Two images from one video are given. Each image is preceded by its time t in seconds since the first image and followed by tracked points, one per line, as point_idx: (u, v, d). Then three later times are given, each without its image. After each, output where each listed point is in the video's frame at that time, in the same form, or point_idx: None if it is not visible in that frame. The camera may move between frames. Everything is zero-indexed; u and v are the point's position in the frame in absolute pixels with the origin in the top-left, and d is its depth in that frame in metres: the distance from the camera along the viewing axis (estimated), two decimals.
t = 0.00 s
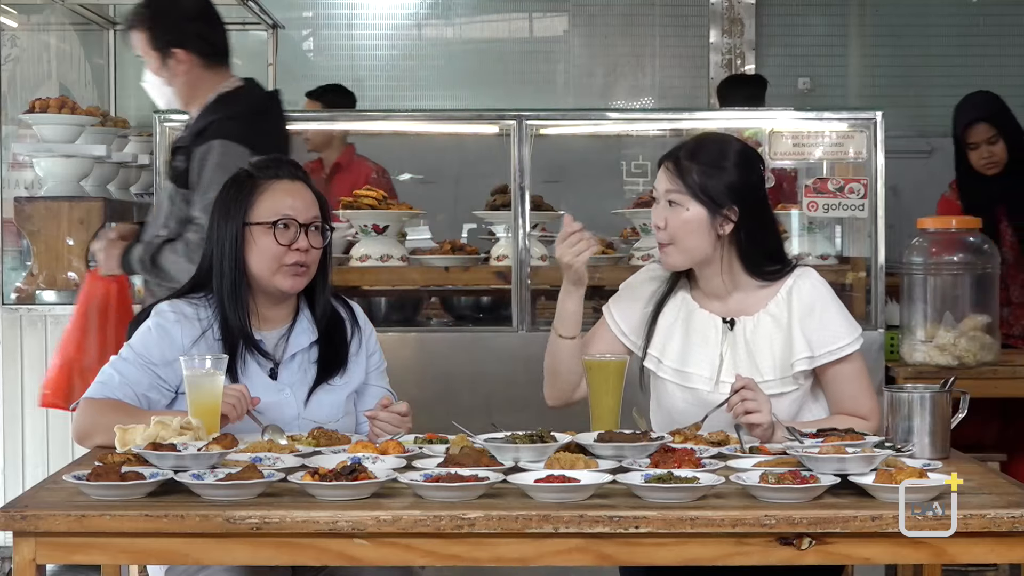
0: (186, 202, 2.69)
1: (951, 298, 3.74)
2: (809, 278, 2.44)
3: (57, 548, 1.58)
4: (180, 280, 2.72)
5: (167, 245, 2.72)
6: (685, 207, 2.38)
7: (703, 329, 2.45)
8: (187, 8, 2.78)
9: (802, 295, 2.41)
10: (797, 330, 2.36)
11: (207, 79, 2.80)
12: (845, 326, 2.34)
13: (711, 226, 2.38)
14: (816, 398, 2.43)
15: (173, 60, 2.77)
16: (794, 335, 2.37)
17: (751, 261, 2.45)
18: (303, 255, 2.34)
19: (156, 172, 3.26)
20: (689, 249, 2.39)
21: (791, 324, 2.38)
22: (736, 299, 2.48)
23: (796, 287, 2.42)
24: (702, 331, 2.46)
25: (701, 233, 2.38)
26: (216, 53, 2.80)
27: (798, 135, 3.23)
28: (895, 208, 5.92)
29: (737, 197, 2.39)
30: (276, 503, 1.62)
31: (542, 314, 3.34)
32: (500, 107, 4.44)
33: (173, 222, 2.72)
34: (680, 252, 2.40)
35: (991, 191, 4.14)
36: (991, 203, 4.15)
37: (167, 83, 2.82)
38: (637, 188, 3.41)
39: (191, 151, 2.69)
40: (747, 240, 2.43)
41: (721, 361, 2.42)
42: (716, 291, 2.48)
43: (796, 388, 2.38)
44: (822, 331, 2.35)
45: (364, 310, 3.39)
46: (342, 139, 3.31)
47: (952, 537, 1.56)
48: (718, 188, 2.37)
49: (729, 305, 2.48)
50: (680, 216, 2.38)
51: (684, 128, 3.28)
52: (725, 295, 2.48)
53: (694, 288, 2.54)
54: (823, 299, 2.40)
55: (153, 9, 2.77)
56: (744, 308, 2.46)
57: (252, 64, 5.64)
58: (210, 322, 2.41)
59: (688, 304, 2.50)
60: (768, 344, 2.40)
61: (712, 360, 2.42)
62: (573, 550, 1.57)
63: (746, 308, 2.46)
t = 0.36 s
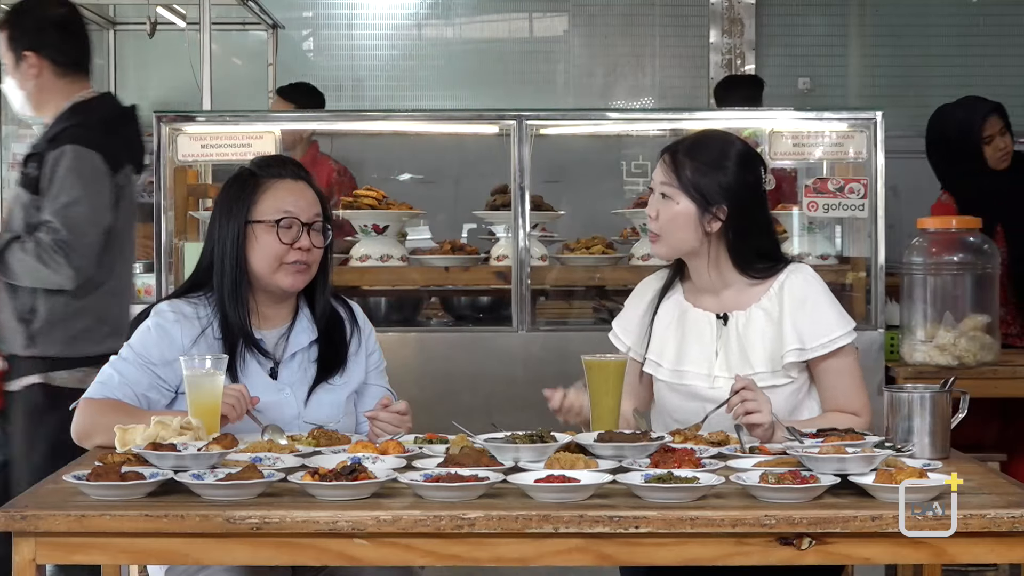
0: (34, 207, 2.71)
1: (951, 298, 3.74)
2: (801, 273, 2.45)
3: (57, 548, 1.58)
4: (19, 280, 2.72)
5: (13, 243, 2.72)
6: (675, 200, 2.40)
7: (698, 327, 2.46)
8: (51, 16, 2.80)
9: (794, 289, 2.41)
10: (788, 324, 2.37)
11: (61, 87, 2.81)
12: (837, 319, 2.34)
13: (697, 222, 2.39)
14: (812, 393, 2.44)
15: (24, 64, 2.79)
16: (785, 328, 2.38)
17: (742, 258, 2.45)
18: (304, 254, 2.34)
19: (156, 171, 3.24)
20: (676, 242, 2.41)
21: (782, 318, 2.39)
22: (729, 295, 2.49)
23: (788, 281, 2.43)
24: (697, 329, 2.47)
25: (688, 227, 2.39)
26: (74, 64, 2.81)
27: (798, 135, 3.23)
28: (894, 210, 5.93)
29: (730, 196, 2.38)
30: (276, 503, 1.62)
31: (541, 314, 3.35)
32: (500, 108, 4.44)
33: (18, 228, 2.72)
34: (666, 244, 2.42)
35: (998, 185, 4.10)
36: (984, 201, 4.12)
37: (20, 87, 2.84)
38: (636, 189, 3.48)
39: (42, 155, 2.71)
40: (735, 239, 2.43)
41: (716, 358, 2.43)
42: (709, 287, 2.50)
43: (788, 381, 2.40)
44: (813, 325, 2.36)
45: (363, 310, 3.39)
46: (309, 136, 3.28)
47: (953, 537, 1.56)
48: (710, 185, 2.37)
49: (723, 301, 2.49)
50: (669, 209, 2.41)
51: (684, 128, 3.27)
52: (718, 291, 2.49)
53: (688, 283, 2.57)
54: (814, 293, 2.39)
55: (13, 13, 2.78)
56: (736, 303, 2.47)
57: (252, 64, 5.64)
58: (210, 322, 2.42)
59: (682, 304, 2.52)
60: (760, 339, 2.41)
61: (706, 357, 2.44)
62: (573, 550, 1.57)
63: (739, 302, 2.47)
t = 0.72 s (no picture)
0: None
1: (951, 298, 3.74)
2: (793, 271, 2.46)
3: (57, 548, 1.58)
4: None
5: None
6: (668, 196, 2.40)
7: (691, 325, 2.46)
8: None
9: (786, 285, 2.43)
10: (779, 319, 2.39)
11: None
12: (827, 316, 2.36)
13: (693, 217, 2.39)
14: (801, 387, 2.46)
15: None
16: (776, 323, 2.39)
17: (736, 254, 2.46)
18: (316, 245, 2.38)
19: (156, 172, 3.24)
20: (673, 237, 2.41)
21: (774, 314, 2.41)
22: (722, 291, 2.49)
23: (780, 277, 2.44)
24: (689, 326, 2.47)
25: (684, 222, 2.39)
26: None
27: (798, 135, 3.23)
28: (894, 208, 5.90)
29: (727, 190, 2.40)
30: (276, 503, 1.62)
31: (541, 314, 3.35)
32: (500, 108, 4.44)
33: None
34: (662, 242, 2.42)
35: None
36: (1000, 196, 4.05)
37: None
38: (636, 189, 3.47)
39: None
40: (729, 235, 2.43)
41: (709, 354, 2.43)
42: (702, 284, 2.49)
43: (780, 376, 2.42)
44: (804, 320, 2.37)
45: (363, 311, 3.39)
46: (304, 137, 3.26)
47: (953, 537, 1.56)
48: (706, 180, 2.38)
49: (715, 297, 2.49)
50: (664, 206, 2.40)
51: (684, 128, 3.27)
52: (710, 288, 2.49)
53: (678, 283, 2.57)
54: (805, 289, 2.41)
55: None
56: (728, 300, 2.47)
57: (252, 64, 5.64)
58: (212, 319, 2.42)
59: (674, 302, 2.52)
60: (752, 335, 2.42)
61: (699, 354, 2.44)
62: (573, 550, 1.57)
63: (731, 298, 2.47)
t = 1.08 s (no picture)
0: None
1: (951, 298, 3.75)
2: (797, 271, 2.46)
3: (57, 549, 1.58)
4: None
5: None
6: (680, 194, 2.40)
7: (695, 323, 2.46)
8: None
9: (791, 286, 2.43)
10: (784, 320, 2.39)
11: None
12: (832, 317, 2.36)
13: (703, 216, 2.39)
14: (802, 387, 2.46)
15: None
16: (780, 324, 2.39)
17: (742, 255, 2.46)
18: (313, 247, 2.37)
19: (156, 172, 3.24)
20: (679, 236, 2.40)
21: (778, 314, 2.41)
22: (725, 290, 2.49)
23: (785, 278, 2.44)
24: (693, 325, 2.47)
25: (693, 220, 2.39)
26: None
27: (798, 135, 3.22)
28: (894, 208, 5.87)
29: (738, 191, 2.41)
30: (276, 503, 1.62)
31: (541, 314, 3.35)
32: (500, 108, 4.45)
33: None
34: (670, 236, 2.41)
35: None
36: None
37: None
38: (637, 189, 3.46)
39: None
40: (738, 235, 2.44)
41: (712, 353, 2.44)
42: (706, 281, 2.50)
43: (783, 376, 2.42)
44: (809, 321, 2.37)
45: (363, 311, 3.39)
46: (312, 135, 3.25)
47: (953, 537, 1.56)
48: (718, 179, 2.38)
49: (720, 296, 2.49)
50: (674, 203, 2.40)
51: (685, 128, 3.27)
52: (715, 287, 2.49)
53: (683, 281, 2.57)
54: (810, 290, 2.41)
55: None
56: (731, 299, 2.47)
57: (252, 64, 5.63)
58: (210, 319, 2.42)
59: (678, 300, 2.51)
60: (756, 334, 2.42)
61: (702, 353, 2.44)
62: (573, 550, 1.57)
63: (736, 298, 2.47)
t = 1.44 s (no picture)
0: None
1: (951, 298, 3.75)
2: (813, 273, 2.47)
3: (57, 549, 1.58)
4: None
5: None
6: (696, 203, 2.39)
7: (709, 322, 2.47)
8: None
9: (807, 286, 2.44)
10: (800, 321, 2.39)
11: None
12: (848, 318, 2.36)
13: (721, 223, 2.39)
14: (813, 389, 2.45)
15: None
16: (797, 325, 2.40)
17: (760, 256, 2.46)
18: (285, 236, 2.37)
19: (156, 172, 3.23)
20: (698, 245, 2.40)
21: (795, 314, 2.41)
22: (744, 289, 2.49)
23: (802, 279, 2.45)
24: (707, 323, 2.48)
25: (712, 228, 2.39)
26: None
27: (798, 135, 3.21)
28: (894, 208, 5.88)
29: (754, 195, 2.40)
30: (276, 503, 1.62)
31: (542, 314, 3.35)
32: (500, 108, 4.45)
33: None
34: (690, 246, 2.41)
35: None
36: None
37: None
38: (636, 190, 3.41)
39: None
40: (757, 239, 2.45)
41: (726, 352, 2.44)
42: (721, 282, 2.49)
43: (797, 377, 2.42)
44: (825, 321, 2.38)
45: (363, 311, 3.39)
46: (311, 135, 3.25)
47: (953, 537, 1.56)
48: (732, 184, 2.38)
49: (738, 297, 2.49)
50: (691, 212, 2.39)
51: (685, 128, 3.27)
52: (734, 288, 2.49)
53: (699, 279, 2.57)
54: (827, 291, 2.42)
55: None
56: (750, 298, 2.48)
57: (252, 64, 5.63)
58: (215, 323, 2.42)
59: (692, 298, 2.52)
60: (772, 334, 2.42)
61: (716, 351, 2.45)
62: (573, 550, 1.57)
63: (753, 298, 2.47)
